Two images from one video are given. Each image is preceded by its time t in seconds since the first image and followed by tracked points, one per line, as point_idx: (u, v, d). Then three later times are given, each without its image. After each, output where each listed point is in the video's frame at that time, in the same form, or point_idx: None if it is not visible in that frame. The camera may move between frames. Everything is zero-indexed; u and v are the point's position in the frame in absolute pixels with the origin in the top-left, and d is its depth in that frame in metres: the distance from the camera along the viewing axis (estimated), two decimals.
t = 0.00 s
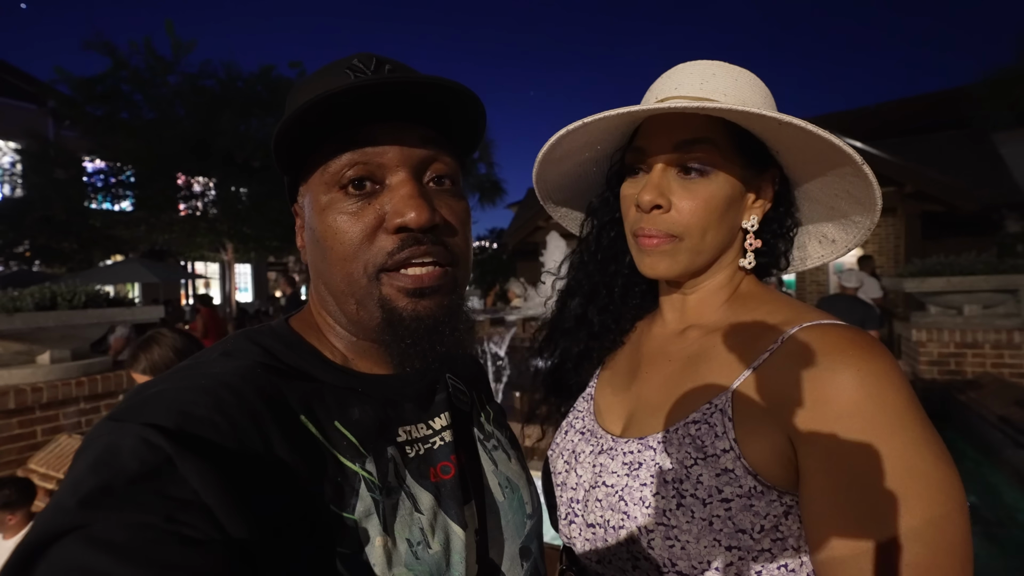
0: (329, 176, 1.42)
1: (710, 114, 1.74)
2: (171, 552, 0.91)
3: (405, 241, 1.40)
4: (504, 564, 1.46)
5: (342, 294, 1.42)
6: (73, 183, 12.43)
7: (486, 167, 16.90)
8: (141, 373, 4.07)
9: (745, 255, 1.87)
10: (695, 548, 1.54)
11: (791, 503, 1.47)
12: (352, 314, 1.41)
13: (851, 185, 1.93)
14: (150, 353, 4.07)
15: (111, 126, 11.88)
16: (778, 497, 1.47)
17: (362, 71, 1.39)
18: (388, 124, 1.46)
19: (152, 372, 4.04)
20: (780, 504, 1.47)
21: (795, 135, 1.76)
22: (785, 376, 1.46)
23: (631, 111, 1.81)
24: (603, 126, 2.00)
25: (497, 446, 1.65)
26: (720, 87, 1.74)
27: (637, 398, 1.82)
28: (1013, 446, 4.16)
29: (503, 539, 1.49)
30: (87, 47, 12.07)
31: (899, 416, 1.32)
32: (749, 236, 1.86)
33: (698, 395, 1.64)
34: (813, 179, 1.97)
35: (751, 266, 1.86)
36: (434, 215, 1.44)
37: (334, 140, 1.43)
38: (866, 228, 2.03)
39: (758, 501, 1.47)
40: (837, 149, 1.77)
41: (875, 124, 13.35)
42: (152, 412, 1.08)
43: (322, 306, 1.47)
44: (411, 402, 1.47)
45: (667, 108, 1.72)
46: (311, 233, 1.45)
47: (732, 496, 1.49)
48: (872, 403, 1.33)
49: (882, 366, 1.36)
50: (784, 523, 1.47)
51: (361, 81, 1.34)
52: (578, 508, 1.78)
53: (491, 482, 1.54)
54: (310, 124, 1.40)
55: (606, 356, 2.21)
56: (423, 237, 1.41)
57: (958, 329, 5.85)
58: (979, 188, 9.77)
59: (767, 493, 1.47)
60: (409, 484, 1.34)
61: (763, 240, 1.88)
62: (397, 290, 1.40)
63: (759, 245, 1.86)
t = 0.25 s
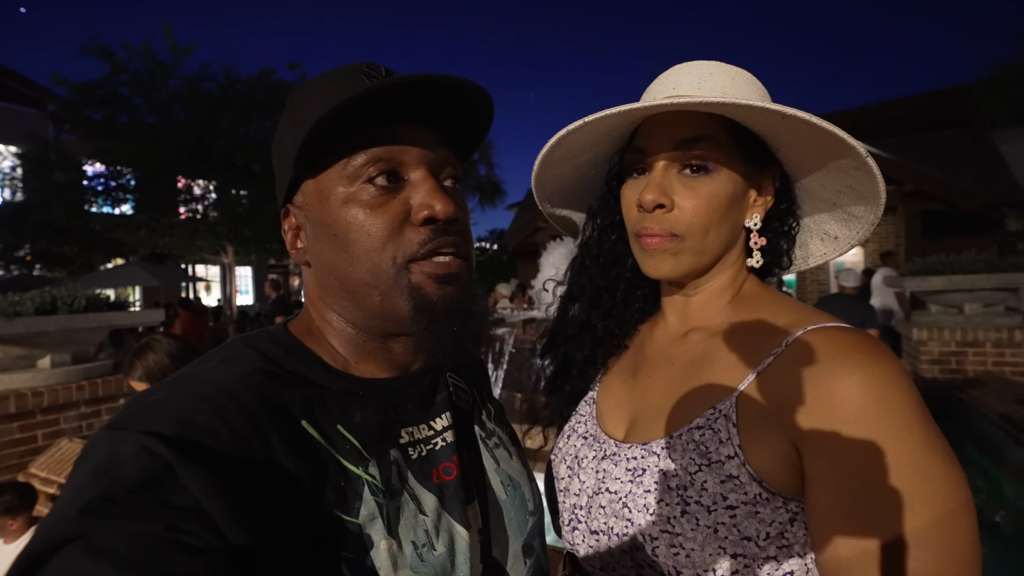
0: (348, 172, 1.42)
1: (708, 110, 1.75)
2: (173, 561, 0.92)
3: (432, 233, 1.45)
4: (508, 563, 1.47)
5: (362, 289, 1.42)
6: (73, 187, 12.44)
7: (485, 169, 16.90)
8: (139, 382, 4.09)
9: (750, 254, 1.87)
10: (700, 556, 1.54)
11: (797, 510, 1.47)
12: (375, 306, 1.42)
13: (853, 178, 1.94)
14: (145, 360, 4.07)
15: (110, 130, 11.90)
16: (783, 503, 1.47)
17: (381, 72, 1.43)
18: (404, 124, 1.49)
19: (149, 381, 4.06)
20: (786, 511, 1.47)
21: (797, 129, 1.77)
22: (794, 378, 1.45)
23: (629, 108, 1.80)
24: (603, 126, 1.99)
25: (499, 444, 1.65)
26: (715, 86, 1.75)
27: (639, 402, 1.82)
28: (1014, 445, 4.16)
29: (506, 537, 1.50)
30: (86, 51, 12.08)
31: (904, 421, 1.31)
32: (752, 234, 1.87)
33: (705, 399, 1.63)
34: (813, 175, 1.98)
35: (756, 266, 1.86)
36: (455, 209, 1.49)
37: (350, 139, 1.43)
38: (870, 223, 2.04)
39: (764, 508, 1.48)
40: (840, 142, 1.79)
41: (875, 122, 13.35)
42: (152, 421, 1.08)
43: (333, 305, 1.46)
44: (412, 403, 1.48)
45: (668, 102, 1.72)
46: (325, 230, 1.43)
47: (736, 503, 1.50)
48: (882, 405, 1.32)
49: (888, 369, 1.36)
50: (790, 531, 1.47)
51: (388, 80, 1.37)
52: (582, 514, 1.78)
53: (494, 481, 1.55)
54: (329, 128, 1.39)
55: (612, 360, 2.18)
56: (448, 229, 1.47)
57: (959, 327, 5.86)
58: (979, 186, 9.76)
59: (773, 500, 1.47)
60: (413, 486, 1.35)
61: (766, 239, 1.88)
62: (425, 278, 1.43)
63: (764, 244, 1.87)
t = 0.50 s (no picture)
0: (371, 170, 1.42)
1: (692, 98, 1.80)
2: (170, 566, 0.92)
3: (449, 241, 1.48)
4: (507, 551, 1.49)
5: (375, 285, 1.42)
6: (71, 182, 12.42)
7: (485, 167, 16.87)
8: (136, 383, 4.09)
9: (755, 239, 1.88)
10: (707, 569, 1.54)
11: (808, 528, 1.47)
12: (385, 303, 1.42)
13: (840, 143, 1.96)
14: (142, 358, 4.06)
15: (109, 125, 11.86)
16: (795, 521, 1.47)
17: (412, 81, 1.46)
18: (430, 134, 1.53)
19: (147, 381, 4.05)
20: (797, 529, 1.47)
21: (777, 98, 1.82)
22: (815, 391, 1.45)
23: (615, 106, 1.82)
24: (591, 130, 1.98)
25: (493, 436, 1.69)
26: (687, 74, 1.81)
27: (649, 408, 1.82)
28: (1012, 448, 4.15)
29: (504, 527, 1.52)
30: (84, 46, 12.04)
31: (924, 443, 1.30)
32: (756, 220, 1.88)
33: (720, 413, 1.63)
34: (801, 147, 2.01)
35: (761, 251, 1.86)
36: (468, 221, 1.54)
37: (375, 138, 1.43)
38: (866, 188, 2.03)
39: (775, 525, 1.48)
40: (818, 101, 1.83)
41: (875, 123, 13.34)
42: (144, 427, 1.07)
43: (338, 298, 1.45)
44: (405, 399, 1.49)
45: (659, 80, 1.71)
46: (338, 222, 1.42)
47: (748, 519, 1.50)
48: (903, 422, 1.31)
49: (907, 385, 1.35)
50: (800, 548, 1.47)
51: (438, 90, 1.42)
52: (586, 520, 1.77)
53: (490, 472, 1.57)
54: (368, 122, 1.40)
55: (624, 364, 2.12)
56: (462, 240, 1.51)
57: (956, 330, 5.86)
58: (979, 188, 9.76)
59: (785, 518, 1.47)
60: (410, 479, 1.36)
61: (768, 225, 1.90)
62: (439, 281, 1.45)
63: (768, 229, 1.87)
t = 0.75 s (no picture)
0: (365, 184, 1.38)
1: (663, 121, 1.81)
2: (156, 568, 0.90)
3: (441, 260, 1.43)
4: (498, 558, 1.47)
5: (362, 304, 1.40)
6: (72, 170, 12.38)
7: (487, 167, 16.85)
8: (131, 377, 4.07)
9: (748, 250, 1.83)
10: None
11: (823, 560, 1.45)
12: (376, 324, 1.40)
13: (828, 147, 1.92)
14: (136, 351, 4.04)
15: (112, 114, 11.84)
16: (808, 551, 1.45)
17: (412, 90, 1.40)
18: (432, 145, 1.47)
19: (141, 377, 4.03)
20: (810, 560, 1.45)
21: (752, 114, 1.81)
22: (833, 412, 1.44)
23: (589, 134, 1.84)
24: (583, 150, 1.97)
25: (485, 441, 1.68)
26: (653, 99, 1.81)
27: (655, 423, 1.81)
28: (1008, 464, 4.14)
29: (496, 533, 1.51)
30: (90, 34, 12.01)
31: (942, 475, 1.30)
32: (750, 231, 1.83)
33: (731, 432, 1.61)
34: (791, 155, 1.98)
35: (755, 260, 1.82)
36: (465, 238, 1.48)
37: (371, 151, 1.40)
38: (865, 187, 1.98)
39: (787, 554, 1.46)
40: (796, 113, 1.80)
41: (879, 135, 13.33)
42: (133, 428, 1.05)
43: (329, 310, 1.43)
44: (397, 402, 1.47)
45: (625, 111, 1.71)
46: (330, 237, 1.40)
47: (759, 545, 1.48)
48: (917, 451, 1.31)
49: (926, 414, 1.34)
50: None
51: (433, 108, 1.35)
52: (590, 534, 1.76)
53: (481, 477, 1.56)
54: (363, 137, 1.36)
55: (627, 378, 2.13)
56: (454, 260, 1.45)
57: (955, 344, 5.84)
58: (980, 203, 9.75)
59: (797, 546, 1.46)
60: (401, 483, 1.35)
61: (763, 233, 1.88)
62: (428, 305, 1.41)
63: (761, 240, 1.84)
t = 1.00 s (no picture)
0: (306, 194, 1.40)
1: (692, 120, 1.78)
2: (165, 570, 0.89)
3: (384, 255, 1.36)
4: (505, 569, 1.46)
5: (321, 311, 1.40)
6: (79, 171, 12.43)
7: (492, 171, 16.87)
8: (133, 382, 4.07)
9: (759, 260, 1.81)
10: None
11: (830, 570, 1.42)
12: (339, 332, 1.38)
13: (854, 163, 1.90)
14: (137, 355, 4.03)
15: (119, 116, 11.90)
16: (815, 562, 1.42)
17: (326, 79, 1.36)
18: (359, 133, 1.43)
19: (143, 381, 4.03)
20: (817, 571, 1.42)
21: (775, 123, 1.78)
22: (836, 419, 1.43)
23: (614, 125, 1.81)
24: (605, 143, 1.94)
25: (495, 451, 1.66)
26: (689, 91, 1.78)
27: (657, 430, 1.80)
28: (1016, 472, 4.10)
29: (504, 545, 1.49)
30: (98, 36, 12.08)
31: (946, 481, 1.28)
32: (763, 241, 1.81)
33: (736, 440, 1.59)
34: (814, 169, 1.96)
35: (762, 272, 1.81)
36: (412, 225, 1.39)
37: (306, 157, 1.41)
38: (887, 207, 1.97)
39: (793, 565, 1.43)
40: (821, 123, 1.77)
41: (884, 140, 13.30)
42: (144, 428, 1.04)
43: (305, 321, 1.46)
44: (407, 410, 1.47)
45: (647, 107, 1.70)
46: (293, 250, 1.44)
47: (765, 555, 1.45)
48: (921, 459, 1.29)
49: (935, 423, 1.32)
50: None
51: (320, 92, 1.32)
52: (594, 544, 1.74)
53: (491, 487, 1.54)
54: (278, 141, 1.39)
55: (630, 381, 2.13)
56: (401, 250, 1.37)
57: (962, 351, 5.81)
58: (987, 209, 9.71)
59: (803, 557, 1.43)
60: (410, 491, 1.34)
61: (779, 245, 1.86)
62: (376, 303, 1.36)
63: (773, 250, 1.81)
